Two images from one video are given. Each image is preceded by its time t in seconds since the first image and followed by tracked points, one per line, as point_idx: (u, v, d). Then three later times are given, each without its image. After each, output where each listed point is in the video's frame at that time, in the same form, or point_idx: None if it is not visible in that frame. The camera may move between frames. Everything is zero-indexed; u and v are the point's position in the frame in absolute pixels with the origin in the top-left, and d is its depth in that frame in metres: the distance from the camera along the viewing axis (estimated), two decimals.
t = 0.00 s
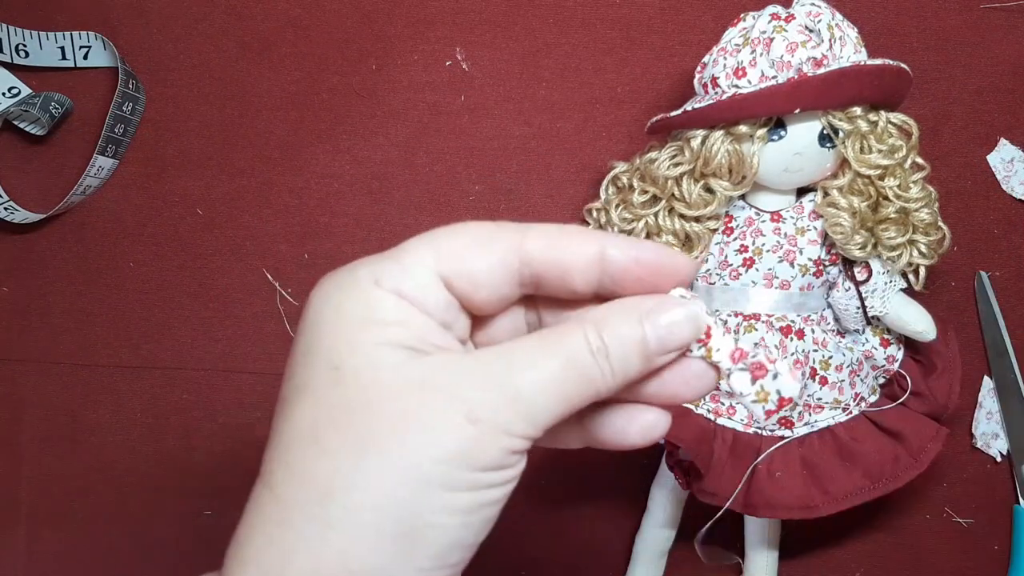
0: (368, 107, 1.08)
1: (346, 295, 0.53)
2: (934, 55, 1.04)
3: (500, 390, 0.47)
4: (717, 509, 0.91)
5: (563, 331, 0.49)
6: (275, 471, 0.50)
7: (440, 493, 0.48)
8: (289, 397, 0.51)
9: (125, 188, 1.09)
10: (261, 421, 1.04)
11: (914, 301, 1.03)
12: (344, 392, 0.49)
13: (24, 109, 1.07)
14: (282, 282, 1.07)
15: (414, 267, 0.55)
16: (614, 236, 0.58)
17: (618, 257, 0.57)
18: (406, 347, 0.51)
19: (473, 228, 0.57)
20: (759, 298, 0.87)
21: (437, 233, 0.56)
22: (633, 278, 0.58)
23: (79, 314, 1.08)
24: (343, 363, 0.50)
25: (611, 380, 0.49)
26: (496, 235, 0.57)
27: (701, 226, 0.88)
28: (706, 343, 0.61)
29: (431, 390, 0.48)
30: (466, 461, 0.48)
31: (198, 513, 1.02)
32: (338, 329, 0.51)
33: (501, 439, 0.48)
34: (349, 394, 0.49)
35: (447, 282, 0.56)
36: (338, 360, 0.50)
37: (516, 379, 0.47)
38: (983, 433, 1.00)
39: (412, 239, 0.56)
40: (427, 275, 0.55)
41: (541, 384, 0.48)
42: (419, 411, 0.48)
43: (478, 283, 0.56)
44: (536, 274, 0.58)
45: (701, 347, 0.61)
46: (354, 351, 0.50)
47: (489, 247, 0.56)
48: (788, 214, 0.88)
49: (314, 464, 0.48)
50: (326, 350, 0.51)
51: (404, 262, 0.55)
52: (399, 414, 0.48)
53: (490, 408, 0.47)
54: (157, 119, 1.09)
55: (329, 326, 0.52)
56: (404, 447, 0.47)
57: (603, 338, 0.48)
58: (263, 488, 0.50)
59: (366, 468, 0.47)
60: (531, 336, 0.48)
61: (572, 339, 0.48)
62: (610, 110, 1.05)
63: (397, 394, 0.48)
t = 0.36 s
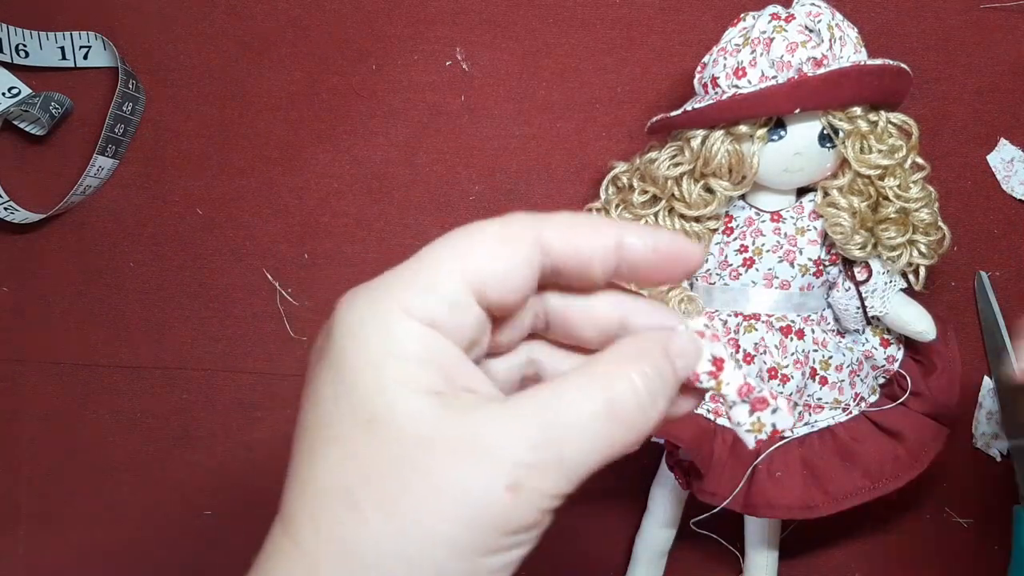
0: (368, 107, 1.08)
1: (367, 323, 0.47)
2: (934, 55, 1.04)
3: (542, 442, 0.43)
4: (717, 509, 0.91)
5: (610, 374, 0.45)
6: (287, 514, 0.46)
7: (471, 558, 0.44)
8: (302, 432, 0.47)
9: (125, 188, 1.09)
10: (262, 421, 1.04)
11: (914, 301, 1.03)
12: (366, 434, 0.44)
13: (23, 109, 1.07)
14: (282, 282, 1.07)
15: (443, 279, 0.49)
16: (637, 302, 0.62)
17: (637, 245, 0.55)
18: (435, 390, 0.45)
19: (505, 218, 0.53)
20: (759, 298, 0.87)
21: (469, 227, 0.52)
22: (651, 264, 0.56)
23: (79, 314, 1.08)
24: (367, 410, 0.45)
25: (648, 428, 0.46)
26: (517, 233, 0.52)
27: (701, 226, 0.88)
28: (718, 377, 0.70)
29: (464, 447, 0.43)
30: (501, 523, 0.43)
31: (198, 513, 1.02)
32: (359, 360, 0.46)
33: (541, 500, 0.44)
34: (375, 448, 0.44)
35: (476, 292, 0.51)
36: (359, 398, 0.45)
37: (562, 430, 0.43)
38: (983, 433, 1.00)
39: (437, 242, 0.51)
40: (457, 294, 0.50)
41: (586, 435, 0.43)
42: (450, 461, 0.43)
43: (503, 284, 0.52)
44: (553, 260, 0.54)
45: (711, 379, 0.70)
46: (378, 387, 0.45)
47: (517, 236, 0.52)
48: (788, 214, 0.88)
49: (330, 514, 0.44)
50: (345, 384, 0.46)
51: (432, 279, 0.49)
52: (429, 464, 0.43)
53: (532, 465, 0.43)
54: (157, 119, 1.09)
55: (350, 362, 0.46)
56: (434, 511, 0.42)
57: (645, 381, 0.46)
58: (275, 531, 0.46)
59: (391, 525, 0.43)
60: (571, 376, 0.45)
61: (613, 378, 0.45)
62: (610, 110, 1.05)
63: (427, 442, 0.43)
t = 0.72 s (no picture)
0: (368, 107, 1.08)
1: (397, 337, 0.44)
2: (934, 55, 1.04)
3: (586, 471, 0.41)
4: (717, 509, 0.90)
5: (651, 398, 0.43)
6: (323, 533, 0.45)
7: None
8: (331, 442, 0.46)
9: (125, 188, 1.09)
10: (261, 421, 1.04)
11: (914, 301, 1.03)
12: (400, 455, 0.43)
13: (23, 109, 1.07)
14: (282, 282, 1.07)
15: (446, 264, 0.45)
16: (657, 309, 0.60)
17: (591, 171, 0.51)
18: (475, 410, 0.43)
19: (475, 173, 0.47)
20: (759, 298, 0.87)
21: (447, 193, 0.46)
22: (606, 190, 0.52)
23: (79, 314, 1.08)
24: (405, 433, 0.43)
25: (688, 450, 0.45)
26: (478, 182, 0.47)
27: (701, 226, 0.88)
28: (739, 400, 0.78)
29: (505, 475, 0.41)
30: (541, 550, 0.42)
31: (197, 513, 1.02)
32: (386, 375, 0.44)
33: (581, 525, 0.43)
34: (414, 473, 0.42)
35: (478, 268, 0.46)
36: (392, 417, 0.43)
37: (604, 458, 0.42)
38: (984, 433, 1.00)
39: (428, 212, 0.46)
40: (467, 283, 0.45)
41: (628, 464, 0.42)
42: (490, 489, 0.41)
43: (494, 253, 0.46)
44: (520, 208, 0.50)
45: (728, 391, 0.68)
46: (414, 410, 0.43)
47: (488, 189, 0.47)
48: (788, 214, 0.88)
49: (366, 537, 0.43)
50: (376, 399, 0.44)
51: (435, 266, 0.45)
52: (468, 491, 0.41)
53: (575, 495, 0.41)
54: (157, 118, 1.09)
55: (384, 381, 0.44)
56: (477, 540, 0.41)
57: (683, 404, 0.44)
58: (311, 540, 0.46)
59: (430, 554, 0.42)
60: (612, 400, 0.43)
61: (651, 403, 0.43)
62: (611, 110, 1.05)
63: (467, 469, 0.42)
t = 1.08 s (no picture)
0: (369, 107, 1.08)
1: (400, 318, 0.44)
2: (934, 55, 1.04)
3: (578, 452, 0.41)
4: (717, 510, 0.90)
5: (644, 387, 0.43)
6: (314, 516, 0.44)
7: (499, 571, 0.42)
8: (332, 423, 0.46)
9: (125, 188, 1.09)
10: (261, 422, 1.04)
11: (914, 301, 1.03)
12: (395, 434, 0.42)
13: (23, 109, 1.07)
14: (282, 282, 1.07)
15: (448, 252, 0.47)
16: (663, 318, 0.59)
17: (595, 178, 0.52)
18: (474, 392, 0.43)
19: (481, 173, 0.50)
20: (759, 298, 0.87)
21: (454, 189, 0.49)
22: (610, 200, 0.54)
23: (78, 314, 1.08)
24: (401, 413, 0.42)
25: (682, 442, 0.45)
26: (485, 180, 0.50)
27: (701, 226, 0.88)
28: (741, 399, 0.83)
29: (498, 456, 0.41)
30: (530, 534, 0.41)
31: (197, 512, 1.02)
32: (384, 353, 0.44)
33: (573, 512, 0.42)
34: (407, 454, 0.42)
35: (478, 260, 0.48)
36: (388, 394, 0.43)
37: (597, 439, 0.41)
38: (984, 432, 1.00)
39: (436, 206, 0.49)
40: (468, 273, 0.47)
41: (621, 447, 0.42)
42: (481, 466, 0.41)
43: (493, 246, 0.49)
44: (522, 209, 0.52)
45: (735, 406, 0.59)
46: (411, 390, 0.43)
47: (491, 188, 0.49)
48: (788, 214, 0.88)
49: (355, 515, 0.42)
50: (376, 379, 0.44)
51: (438, 254, 0.47)
52: (459, 469, 0.41)
53: (565, 475, 0.41)
54: (157, 118, 1.09)
55: (384, 360, 0.44)
56: (468, 522, 0.40)
57: (680, 393, 0.44)
58: (305, 524, 0.45)
59: (417, 533, 0.41)
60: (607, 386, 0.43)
61: (646, 389, 0.43)
62: (611, 110, 1.05)
63: (458, 446, 0.41)
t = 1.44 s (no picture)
0: (369, 107, 1.08)
1: (387, 311, 0.46)
2: (934, 55, 1.04)
3: (560, 443, 0.40)
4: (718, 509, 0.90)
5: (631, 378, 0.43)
6: (301, 497, 0.44)
7: (478, 564, 0.41)
8: (326, 411, 0.46)
9: (125, 188, 1.09)
10: (261, 421, 1.04)
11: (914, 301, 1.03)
12: (381, 421, 0.43)
13: (23, 109, 1.07)
14: (282, 282, 1.07)
15: (439, 247, 0.49)
16: (671, 312, 0.59)
17: (584, 182, 0.53)
18: (460, 383, 0.44)
19: (473, 171, 0.52)
20: (759, 298, 0.87)
21: (445, 188, 0.52)
22: (598, 207, 0.55)
23: (78, 314, 1.08)
24: (388, 401, 0.43)
25: (669, 435, 0.44)
26: (476, 181, 0.52)
27: (700, 226, 0.88)
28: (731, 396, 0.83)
29: (481, 444, 0.41)
30: (510, 526, 0.41)
31: (198, 513, 1.02)
32: (372, 341, 0.45)
33: (553, 506, 0.41)
34: (391, 441, 0.42)
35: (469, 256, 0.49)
36: (374, 382, 0.44)
37: (579, 431, 0.41)
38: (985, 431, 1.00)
39: (428, 204, 0.51)
40: (458, 268, 0.48)
41: (605, 440, 0.41)
42: (462, 455, 0.41)
43: (483, 241, 0.50)
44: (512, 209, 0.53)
45: (729, 399, 0.57)
46: (399, 378, 0.43)
47: (482, 187, 0.51)
48: (788, 214, 0.88)
49: (339, 502, 0.42)
50: (365, 368, 0.45)
51: (429, 249, 0.49)
52: (440, 456, 0.41)
53: (546, 467, 0.40)
54: (157, 118, 1.09)
55: (371, 351, 0.45)
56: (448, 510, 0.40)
57: (667, 387, 0.43)
58: (292, 515, 0.44)
59: (396, 520, 0.40)
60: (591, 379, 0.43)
61: (631, 382, 0.43)
62: (611, 110, 1.05)
63: (442, 434, 0.41)
